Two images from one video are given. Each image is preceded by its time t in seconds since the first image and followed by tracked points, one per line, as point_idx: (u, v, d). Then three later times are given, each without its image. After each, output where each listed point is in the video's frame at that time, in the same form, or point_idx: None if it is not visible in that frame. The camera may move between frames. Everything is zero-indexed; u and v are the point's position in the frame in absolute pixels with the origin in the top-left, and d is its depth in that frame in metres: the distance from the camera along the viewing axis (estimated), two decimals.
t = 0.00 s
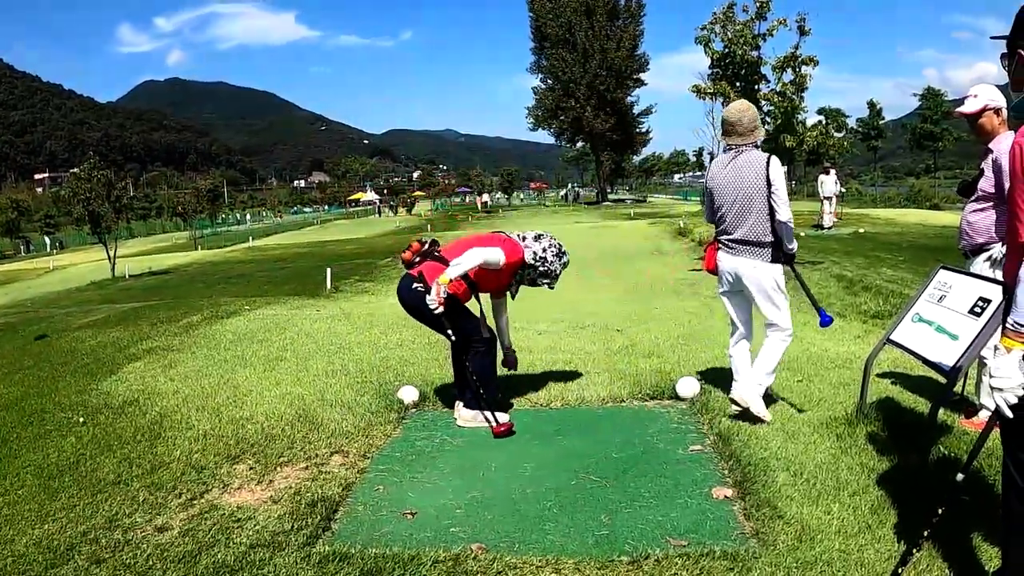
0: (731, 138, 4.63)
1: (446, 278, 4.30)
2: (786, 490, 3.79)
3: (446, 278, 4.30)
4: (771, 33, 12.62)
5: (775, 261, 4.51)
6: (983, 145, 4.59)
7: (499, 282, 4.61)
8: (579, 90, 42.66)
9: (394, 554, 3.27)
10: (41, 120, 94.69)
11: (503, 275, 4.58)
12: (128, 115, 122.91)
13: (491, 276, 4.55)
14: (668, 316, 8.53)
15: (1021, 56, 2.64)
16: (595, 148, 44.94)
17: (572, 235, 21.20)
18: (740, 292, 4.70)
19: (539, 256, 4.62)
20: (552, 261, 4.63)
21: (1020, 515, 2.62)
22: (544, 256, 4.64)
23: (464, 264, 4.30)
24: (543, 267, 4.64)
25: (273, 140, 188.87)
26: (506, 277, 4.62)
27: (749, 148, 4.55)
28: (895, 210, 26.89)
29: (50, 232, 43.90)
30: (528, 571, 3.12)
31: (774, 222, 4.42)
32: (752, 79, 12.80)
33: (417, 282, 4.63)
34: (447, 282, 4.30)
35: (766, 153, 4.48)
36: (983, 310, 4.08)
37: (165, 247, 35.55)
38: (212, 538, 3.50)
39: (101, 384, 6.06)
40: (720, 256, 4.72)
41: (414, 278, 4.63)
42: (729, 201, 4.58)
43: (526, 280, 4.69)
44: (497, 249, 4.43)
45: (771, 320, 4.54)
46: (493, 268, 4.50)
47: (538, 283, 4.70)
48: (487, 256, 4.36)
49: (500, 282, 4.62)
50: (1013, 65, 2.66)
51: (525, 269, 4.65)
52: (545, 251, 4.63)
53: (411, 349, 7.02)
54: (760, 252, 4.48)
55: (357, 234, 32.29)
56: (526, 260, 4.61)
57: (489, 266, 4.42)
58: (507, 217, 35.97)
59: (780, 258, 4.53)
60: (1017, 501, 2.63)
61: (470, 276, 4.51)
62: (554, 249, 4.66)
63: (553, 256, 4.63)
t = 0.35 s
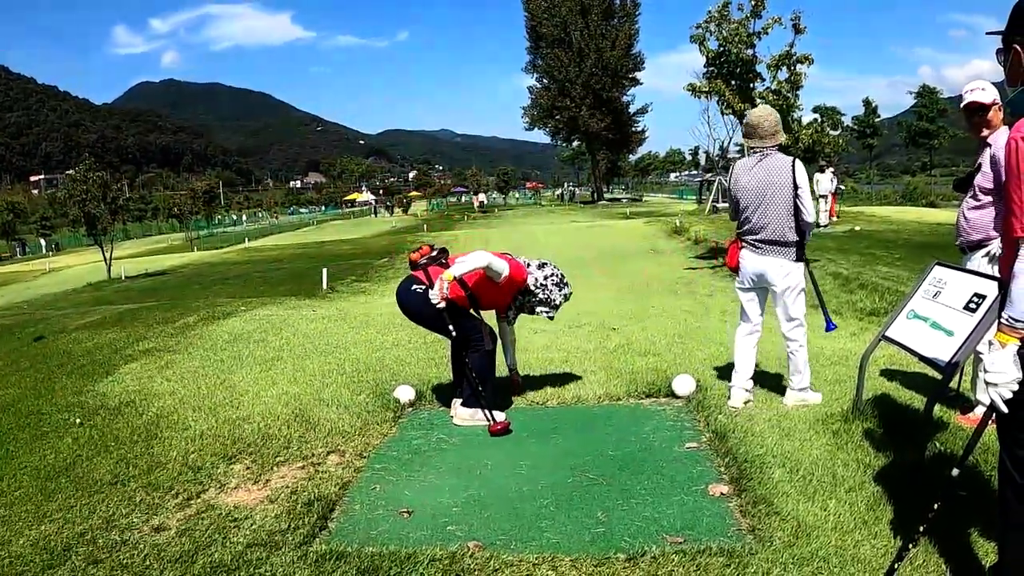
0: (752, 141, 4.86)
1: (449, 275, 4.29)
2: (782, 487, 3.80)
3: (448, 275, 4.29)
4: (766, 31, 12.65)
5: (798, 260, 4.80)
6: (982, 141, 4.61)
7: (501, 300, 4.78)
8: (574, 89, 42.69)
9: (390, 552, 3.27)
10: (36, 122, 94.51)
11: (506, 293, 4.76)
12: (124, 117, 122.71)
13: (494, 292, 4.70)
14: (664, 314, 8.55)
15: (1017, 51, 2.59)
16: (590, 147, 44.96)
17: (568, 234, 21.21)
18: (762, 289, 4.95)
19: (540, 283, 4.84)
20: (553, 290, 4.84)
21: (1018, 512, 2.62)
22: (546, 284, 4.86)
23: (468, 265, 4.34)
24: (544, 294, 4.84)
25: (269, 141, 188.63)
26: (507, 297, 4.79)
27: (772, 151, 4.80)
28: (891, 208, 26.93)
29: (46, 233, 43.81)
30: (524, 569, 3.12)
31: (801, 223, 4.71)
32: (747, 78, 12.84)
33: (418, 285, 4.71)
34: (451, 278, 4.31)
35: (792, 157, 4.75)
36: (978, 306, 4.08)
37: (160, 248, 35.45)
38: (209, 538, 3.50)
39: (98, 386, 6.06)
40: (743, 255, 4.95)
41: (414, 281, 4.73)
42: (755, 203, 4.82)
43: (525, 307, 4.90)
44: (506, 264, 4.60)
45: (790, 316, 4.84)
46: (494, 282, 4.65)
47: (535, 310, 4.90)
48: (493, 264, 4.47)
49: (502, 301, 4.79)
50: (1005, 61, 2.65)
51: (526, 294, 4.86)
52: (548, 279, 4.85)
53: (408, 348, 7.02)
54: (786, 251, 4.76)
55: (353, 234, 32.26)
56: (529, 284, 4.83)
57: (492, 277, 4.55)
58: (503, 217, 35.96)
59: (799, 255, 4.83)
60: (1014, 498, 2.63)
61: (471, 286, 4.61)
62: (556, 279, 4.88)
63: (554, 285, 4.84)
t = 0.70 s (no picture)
0: (776, 141, 5.04)
1: (440, 263, 4.20)
2: (775, 482, 3.82)
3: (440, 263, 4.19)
4: (761, 29, 12.67)
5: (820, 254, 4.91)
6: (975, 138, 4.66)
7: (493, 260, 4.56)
8: (570, 87, 42.70)
9: (384, 549, 3.29)
10: (31, 121, 94.31)
11: (498, 253, 4.53)
12: (119, 117, 122.48)
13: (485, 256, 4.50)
14: (659, 311, 8.56)
15: (1009, 47, 2.59)
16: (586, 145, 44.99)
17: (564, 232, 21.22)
18: (785, 284, 5.06)
19: (531, 233, 4.51)
20: (545, 238, 4.49)
21: (1011, 510, 2.62)
22: (537, 233, 4.51)
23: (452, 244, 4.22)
24: (539, 246, 4.49)
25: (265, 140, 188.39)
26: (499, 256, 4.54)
27: (795, 151, 4.96)
28: (886, 205, 26.98)
29: (41, 233, 43.73)
30: (518, 564, 3.14)
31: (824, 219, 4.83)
32: (741, 75, 12.85)
33: (407, 265, 4.59)
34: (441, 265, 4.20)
35: (816, 158, 4.90)
36: (970, 302, 4.11)
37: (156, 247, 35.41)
38: (204, 535, 3.52)
39: (94, 384, 6.06)
40: (767, 251, 5.05)
41: (405, 262, 4.60)
42: (778, 199, 4.94)
43: (522, 261, 4.57)
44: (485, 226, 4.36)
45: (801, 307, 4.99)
46: (481, 246, 4.43)
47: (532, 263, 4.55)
48: (476, 233, 4.30)
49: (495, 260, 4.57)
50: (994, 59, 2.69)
51: (518, 248, 4.54)
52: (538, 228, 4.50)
53: (403, 346, 7.04)
54: (809, 245, 4.86)
55: (349, 233, 32.25)
56: (519, 237, 4.52)
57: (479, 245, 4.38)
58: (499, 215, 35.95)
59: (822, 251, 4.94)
60: (1005, 495, 2.64)
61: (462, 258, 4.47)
62: (548, 227, 4.52)
63: (546, 234, 4.49)
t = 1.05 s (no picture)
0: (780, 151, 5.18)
1: (414, 251, 4.05)
2: (766, 479, 3.84)
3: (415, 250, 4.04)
4: (754, 27, 12.68)
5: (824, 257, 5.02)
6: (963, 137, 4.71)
7: (477, 244, 4.43)
8: (564, 85, 42.72)
9: (376, 546, 3.30)
10: (23, 119, 93.91)
11: (479, 236, 4.38)
12: (112, 115, 122.05)
13: (464, 239, 4.35)
14: (653, 309, 8.58)
15: (997, 45, 2.58)
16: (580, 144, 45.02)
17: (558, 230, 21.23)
18: (792, 285, 5.18)
19: (514, 212, 4.43)
20: (529, 215, 4.42)
21: (1002, 508, 2.63)
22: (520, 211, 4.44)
23: (424, 229, 4.06)
24: (522, 223, 4.41)
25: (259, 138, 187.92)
26: (482, 239, 4.42)
27: (796, 158, 5.08)
28: (879, 203, 27.08)
29: (34, 232, 43.58)
30: (509, 561, 3.15)
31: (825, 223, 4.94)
32: (734, 73, 12.87)
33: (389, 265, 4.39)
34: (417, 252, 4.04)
35: (816, 165, 5.02)
36: (961, 299, 4.11)
37: (150, 246, 35.33)
38: (196, 533, 3.52)
39: (86, 383, 6.05)
40: (774, 255, 5.19)
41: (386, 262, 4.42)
42: (781, 205, 5.08)
43: (508, 242, 4.49)
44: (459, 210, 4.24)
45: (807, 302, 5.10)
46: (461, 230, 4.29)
47: (520, 243, 4.46)
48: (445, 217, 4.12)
49: (479, 243, 4.43)
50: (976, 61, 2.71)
51: (503, 229, 4.46)
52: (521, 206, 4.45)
53: (396, 343, 7.04)
54: (813, 248, 4.98)
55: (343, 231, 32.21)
56: (501, 218, 4.44)
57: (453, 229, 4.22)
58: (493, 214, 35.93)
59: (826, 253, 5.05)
60: (996, 492, 2.65)
61: (438, 246, 4.30)
62: (531, 204, 4.46)
63: (530, 211, 4.42)
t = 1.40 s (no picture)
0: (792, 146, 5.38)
1: (412, 265, 4.01)
2: (760, 477, 3.85)
3: (411, 264, 4.01)
4: (749, 24, 12.68)
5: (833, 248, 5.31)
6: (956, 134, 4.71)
7: (472, 255, 4.37)
8: (560, 82, 42.70)
9: (369, 543, 3.30)
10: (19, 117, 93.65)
11: (474, 249, 4.33)
12: (108, 113, 121.75)
13: (460, 251, 4.29)
14: (648, 306, 8.58)
15: (987, 43, 2.59)
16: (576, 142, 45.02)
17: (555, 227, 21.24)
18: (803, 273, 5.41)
19: (513, 231, 4.41)
20: (528, 237, 4.41)
21: (996, 505, 2.64)
22: (519, 231, 4.43)
23: (420, 241, 4.00)
24: (519, 243, 4.41)
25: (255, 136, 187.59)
26: (478, 251, 4.37)
27: (811, 155, 5.28)
28: (874, 200, 27.11)
29: (29, 230, 43.46)
30: (502, 558, 3.15)
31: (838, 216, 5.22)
32: (730, 70, 12.87)
33: (378, 270, 4.39)
34: (414, 267, 4.01)
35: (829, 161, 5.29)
36: (955, 296, 4.11)
37: (146, 244, 35.27)
38: (190, 531, 3.52)
39: (81, 381, 6.04)
40: (786, 245, 5.39)
41: (375, 266, 4.41)
42: (797, 200, 5.27)
43: (502, 260, 4.47)
44: (455, 219, 4.16)
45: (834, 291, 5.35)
46: (456, 244, 4.25)
47: (514, 263, 4.46)
48: (441, 227, 4.06)
49: (474, 255, 4.38)
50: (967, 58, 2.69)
51: (498, 246, 4.44)
52: (521, 225, 4.42)
53: (391, 341, 7.04)
54: (827, 240, 5.25)
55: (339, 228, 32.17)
56: (498, 235, 4.40)
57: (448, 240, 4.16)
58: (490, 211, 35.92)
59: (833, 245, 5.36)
60: (990, 489, 2.66)
61: (433, 256, 4.24)
62: (530, 226, 4.44)
63: (529, 234, 4.41)
